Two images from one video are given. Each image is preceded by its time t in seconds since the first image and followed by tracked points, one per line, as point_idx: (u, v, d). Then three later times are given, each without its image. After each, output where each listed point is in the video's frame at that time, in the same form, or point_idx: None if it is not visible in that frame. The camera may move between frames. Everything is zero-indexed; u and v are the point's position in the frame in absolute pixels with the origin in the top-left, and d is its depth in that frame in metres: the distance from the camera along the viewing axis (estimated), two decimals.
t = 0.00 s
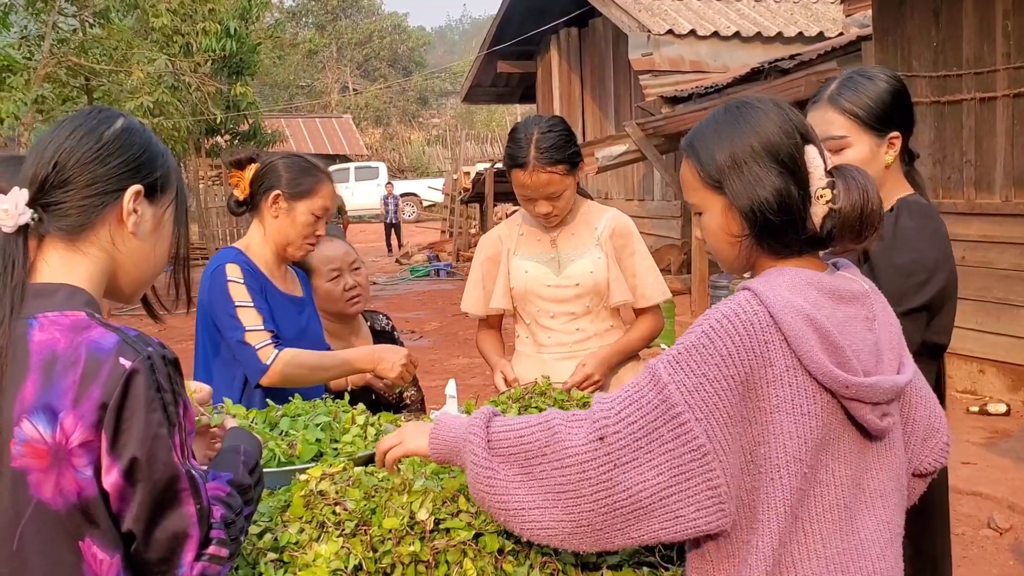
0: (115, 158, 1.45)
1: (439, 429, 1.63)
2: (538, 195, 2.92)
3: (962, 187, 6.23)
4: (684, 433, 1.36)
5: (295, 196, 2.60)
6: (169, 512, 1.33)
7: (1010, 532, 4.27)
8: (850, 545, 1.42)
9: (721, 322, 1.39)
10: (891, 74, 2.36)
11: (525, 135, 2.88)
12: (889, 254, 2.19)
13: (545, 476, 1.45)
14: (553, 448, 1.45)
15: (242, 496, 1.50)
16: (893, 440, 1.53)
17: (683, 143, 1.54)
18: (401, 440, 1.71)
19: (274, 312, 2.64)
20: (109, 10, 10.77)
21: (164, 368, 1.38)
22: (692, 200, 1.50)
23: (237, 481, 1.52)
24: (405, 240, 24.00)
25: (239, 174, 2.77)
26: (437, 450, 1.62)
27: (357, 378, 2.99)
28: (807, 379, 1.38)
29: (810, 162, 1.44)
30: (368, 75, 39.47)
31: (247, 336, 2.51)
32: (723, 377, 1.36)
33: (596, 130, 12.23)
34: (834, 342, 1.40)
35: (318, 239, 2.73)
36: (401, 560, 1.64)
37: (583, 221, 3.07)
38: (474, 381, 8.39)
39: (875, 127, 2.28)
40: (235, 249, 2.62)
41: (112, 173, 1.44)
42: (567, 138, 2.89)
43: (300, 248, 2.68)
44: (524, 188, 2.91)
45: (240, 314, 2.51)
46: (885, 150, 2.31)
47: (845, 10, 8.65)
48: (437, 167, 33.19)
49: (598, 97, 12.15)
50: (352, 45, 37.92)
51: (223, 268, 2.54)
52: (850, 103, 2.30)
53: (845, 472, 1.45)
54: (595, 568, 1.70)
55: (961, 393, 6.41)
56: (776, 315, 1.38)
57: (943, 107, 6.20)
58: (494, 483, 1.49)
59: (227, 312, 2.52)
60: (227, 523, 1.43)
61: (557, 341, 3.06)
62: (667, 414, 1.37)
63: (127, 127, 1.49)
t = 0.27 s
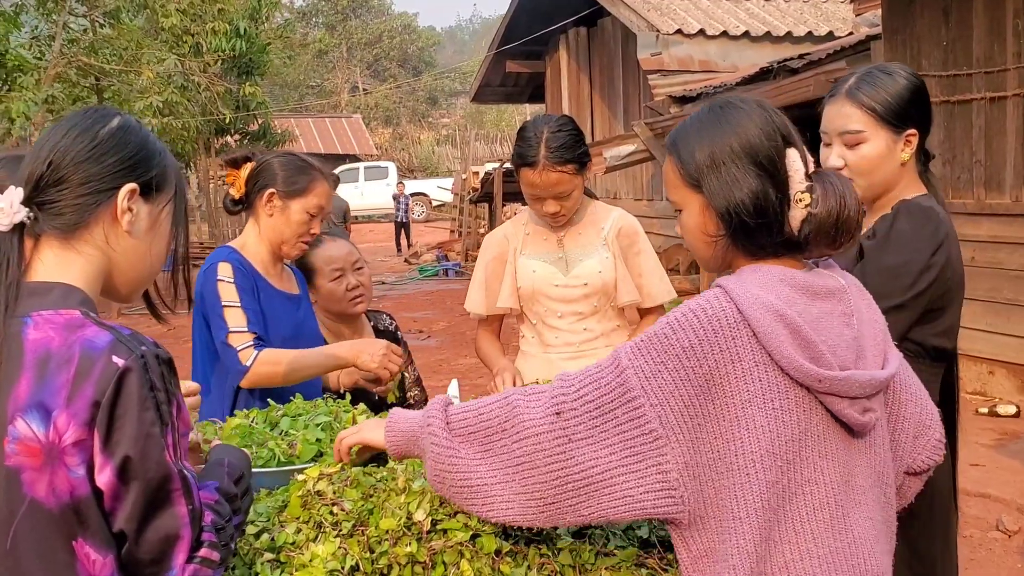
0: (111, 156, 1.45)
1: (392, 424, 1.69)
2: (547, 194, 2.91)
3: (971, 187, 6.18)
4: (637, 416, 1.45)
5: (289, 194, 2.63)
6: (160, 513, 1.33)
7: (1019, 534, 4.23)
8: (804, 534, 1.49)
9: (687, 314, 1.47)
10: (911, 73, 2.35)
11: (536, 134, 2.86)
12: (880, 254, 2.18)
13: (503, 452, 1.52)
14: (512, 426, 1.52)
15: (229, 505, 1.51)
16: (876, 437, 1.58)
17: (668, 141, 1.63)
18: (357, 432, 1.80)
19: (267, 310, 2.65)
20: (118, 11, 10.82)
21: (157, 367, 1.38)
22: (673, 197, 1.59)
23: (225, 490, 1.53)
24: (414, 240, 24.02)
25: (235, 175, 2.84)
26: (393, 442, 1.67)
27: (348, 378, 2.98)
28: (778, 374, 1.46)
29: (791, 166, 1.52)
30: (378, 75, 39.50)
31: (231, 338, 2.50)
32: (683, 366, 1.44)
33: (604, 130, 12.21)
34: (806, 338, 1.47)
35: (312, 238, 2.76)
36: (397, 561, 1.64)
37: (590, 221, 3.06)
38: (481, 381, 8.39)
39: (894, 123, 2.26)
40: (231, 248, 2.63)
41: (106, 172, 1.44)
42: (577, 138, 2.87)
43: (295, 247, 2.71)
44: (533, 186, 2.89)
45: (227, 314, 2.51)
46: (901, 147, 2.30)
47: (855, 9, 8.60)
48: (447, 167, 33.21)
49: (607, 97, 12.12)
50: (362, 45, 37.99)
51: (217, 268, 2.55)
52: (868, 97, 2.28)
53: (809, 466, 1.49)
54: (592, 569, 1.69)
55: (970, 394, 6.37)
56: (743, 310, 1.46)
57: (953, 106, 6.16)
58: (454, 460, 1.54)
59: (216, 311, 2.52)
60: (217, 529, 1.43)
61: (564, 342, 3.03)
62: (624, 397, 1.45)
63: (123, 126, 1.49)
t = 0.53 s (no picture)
0: (105, 156, 1.44)
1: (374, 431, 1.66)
2: (555, 192, 2.89)
3: (982, 187, 6.13)
4: (611, 416, 1.46)
5: (285, 193, 2.64)
6: (148, 513, 1.32)
7: None
8: (785, 531, 1.49)
9: (661, 315, 1.49)
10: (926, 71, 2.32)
11: (546, 131, 2.84)
12: (898, 256, 2.16)
13: (481, 451, 1.54)
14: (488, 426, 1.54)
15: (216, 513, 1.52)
16: (859, 435, 1.61)
17: (648, 143, 1.64)
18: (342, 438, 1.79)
19: (264, 309, 2.66)
20: (129, 11, 10.89)
21: (148, 367, 1.38)
22: (651, 200, 1.61)
23: (212, 496, 1.55)
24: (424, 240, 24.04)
25: (230, 175, 2.84)
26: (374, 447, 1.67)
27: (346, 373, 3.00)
28: (753, 372, 1.47)
29: (765, 167, 1.51)
30: (389, 76, 39.56)
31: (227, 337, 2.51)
32: (658, 366, 1.46)
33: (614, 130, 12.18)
34: (783, 336, 1.48)
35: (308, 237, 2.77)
36: (391, 562, 1.63)
37: (598, 221, 3.04)
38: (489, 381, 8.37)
39: (908, 122, 2.24)
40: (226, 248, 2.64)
41: (100, 171, 1.43)
42: (587, 136, 2.86)
43: (290, 247, 2.72)
44: (542, 183, 2.88)
45: (223, 314, 2.53)
46: (914, 146, 2.28)
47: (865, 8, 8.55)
48: (457, 168, 33.24)
49: (616, 97, 12.09)
50: (373, 46, 38.06)
51: (212, 268, 2.56)
52: (884, 93, 2.25)
53: (789, 462, 1.49)
54: (587, 571, 1.67)
55: (980, 396, 6.31)
56: (717, 309, 1.47)
57: (963, 106, 6.11)
58: (433, 459, 1.56)
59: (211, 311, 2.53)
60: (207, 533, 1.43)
61: (567, 343, 3.01)
62: (597, 397, 1.46)
63: (119, 126, 1.49)
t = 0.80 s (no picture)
0: (96, 154, 1.44)
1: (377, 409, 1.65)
2: (556, 190, 2.89)
3: (990, 188, 6.09)
4: (608, 420, 1.45)
5: (284, 193, 2.65)
6: (137, 511, 1.33)
7: None
8: (782, 531, 1.48)
9: (657, 315, 1.47)
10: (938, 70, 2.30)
11: (547, 129, 2.85)
12: (912, 246, 2.13)
13: (481, 455, 1.53)
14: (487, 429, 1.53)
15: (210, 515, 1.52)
16: (855, 433, 1.59)
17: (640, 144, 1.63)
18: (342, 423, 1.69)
19: (264, 308, 2.67)
20: (140, 13, 10.95)
21: (139, 365, 1.38)
22: (644, 200, 1.60)
23: (207, 500, 1.55)
24: (433, 241, 24.07)
25: (230, 174, 2.85)
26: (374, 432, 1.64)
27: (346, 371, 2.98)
28: (749, 371, 1.46)
29: (757, 163, 1.50)
30: (398, 76, 39.61)
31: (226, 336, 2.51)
32: (654, 367, 1.44)
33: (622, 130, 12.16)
34: (778, 335, 1.47)
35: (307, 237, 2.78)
36: (385, 561, 1.63)
37: (600, 221, 3.03)
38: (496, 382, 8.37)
39: (922, 120, 2.22)
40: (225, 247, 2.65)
41: (91, 169, 1.43)
42: (589, 135, 2.85)
43: (288, 247, 2.73)
44: (543, 182, 2.88)
45: (222, 313, 2.53)
46: (926, 145, 2.26)
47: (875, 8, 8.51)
48: (466, 168, 33.27)
49: (624, 97, 12.07)
50: (382, 47, 38.13)
51: (211, 267, 2.57)
52: (900, 88, 2.23)
53: (786, 462, 1.48)
54: (584, 570, 1.66)
55: (989, 397, 6.27)
56: (713, 309, 1.46)
57: (971, 106, 6.07)
58: (429, 462, 1.55)
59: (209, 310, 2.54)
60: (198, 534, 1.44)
61: (563, 341, 3.02)
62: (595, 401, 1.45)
63: (112, 124, 1.49)
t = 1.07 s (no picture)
0: (88, 152, 1.45)
1: (426, 372, 1.64)
2: (553, 187, 2.90)
3: (997, 188, 6.06)
4: (630, 425, 1.41)
5: (283, 195, 2.66)
6: (127, 507, 1.34)
7: None
8: (790, 534, 1.47)
9: (674, 315, 1.45)
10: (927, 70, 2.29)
11: (547, 126, 2.86)
12: (930, 247, 2.10)
13: (501, 457, 1.48)
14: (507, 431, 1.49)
15: (200, 513, 1.54)
16: (861, 437, 1.59)
17: (650, 139, 1.63)
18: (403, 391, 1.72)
19: (262, 310, 2.67)
20: (148, 13, 11.00)
21: (128, 362, 1.39)
22: (654, 194, 1.60)
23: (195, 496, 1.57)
24: (441, 241, 24.10)
25: (232, 172, 2.87)
26: (420, 387, 1.66)
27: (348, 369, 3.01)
28: (763, 373, 1.45)
29: (768, 159, 1.49)
30: (407, 76, 39.64)
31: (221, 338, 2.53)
32: (676, 369, 1.42)
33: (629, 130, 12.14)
34: (792, 337, 1.46)
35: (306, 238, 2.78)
36: (377, 559, 1.63)
37: (600, 220, 3.03)
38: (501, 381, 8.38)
39: (910, 117, 2.20)
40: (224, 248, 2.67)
41: (82, 166, 1.44)
42: (588, 134, 2.86)
43: (287, 247, 2.74)
44: (541, 179, 2.89)
45: (217, 313, 2.55)
46: (917, 143, 2.25)
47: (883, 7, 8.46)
48: (474, 168, 33.29)
49: (631, 97, 12.05)
50: (391, 47, 38.18)
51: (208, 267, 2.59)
52: (887, 89, 2.22)
53: (796, 463, 1.48)
54: (576, 569, 1.67)
55: (995, 398, 6.24)
56: (729, 309, 1.44)
57: (978, 106, 6.05)
58: (456, 451, 1.53)
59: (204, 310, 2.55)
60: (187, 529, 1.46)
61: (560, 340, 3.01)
62: (619, 406, 1.41)
63: (105, 121, 1.50)
